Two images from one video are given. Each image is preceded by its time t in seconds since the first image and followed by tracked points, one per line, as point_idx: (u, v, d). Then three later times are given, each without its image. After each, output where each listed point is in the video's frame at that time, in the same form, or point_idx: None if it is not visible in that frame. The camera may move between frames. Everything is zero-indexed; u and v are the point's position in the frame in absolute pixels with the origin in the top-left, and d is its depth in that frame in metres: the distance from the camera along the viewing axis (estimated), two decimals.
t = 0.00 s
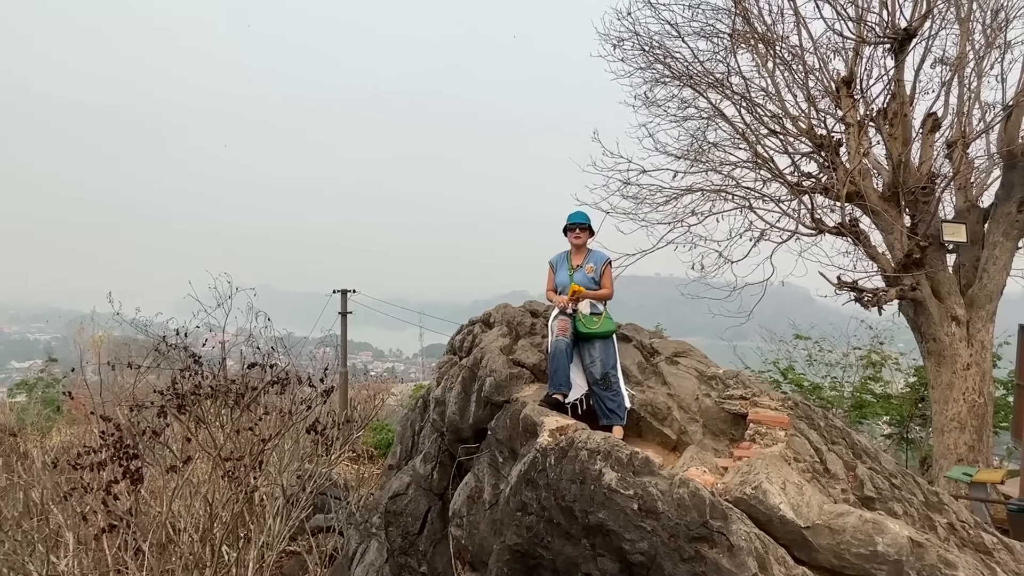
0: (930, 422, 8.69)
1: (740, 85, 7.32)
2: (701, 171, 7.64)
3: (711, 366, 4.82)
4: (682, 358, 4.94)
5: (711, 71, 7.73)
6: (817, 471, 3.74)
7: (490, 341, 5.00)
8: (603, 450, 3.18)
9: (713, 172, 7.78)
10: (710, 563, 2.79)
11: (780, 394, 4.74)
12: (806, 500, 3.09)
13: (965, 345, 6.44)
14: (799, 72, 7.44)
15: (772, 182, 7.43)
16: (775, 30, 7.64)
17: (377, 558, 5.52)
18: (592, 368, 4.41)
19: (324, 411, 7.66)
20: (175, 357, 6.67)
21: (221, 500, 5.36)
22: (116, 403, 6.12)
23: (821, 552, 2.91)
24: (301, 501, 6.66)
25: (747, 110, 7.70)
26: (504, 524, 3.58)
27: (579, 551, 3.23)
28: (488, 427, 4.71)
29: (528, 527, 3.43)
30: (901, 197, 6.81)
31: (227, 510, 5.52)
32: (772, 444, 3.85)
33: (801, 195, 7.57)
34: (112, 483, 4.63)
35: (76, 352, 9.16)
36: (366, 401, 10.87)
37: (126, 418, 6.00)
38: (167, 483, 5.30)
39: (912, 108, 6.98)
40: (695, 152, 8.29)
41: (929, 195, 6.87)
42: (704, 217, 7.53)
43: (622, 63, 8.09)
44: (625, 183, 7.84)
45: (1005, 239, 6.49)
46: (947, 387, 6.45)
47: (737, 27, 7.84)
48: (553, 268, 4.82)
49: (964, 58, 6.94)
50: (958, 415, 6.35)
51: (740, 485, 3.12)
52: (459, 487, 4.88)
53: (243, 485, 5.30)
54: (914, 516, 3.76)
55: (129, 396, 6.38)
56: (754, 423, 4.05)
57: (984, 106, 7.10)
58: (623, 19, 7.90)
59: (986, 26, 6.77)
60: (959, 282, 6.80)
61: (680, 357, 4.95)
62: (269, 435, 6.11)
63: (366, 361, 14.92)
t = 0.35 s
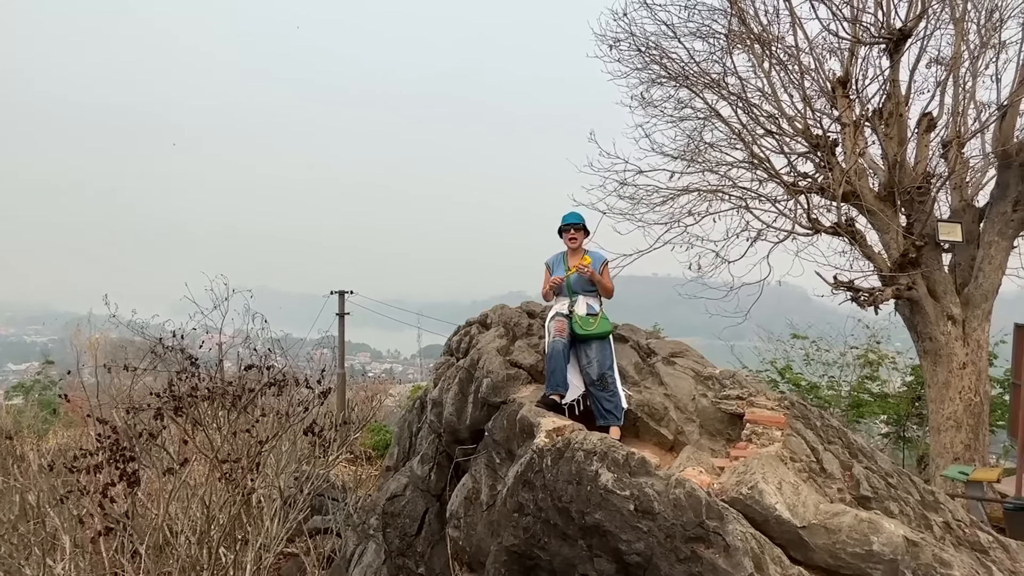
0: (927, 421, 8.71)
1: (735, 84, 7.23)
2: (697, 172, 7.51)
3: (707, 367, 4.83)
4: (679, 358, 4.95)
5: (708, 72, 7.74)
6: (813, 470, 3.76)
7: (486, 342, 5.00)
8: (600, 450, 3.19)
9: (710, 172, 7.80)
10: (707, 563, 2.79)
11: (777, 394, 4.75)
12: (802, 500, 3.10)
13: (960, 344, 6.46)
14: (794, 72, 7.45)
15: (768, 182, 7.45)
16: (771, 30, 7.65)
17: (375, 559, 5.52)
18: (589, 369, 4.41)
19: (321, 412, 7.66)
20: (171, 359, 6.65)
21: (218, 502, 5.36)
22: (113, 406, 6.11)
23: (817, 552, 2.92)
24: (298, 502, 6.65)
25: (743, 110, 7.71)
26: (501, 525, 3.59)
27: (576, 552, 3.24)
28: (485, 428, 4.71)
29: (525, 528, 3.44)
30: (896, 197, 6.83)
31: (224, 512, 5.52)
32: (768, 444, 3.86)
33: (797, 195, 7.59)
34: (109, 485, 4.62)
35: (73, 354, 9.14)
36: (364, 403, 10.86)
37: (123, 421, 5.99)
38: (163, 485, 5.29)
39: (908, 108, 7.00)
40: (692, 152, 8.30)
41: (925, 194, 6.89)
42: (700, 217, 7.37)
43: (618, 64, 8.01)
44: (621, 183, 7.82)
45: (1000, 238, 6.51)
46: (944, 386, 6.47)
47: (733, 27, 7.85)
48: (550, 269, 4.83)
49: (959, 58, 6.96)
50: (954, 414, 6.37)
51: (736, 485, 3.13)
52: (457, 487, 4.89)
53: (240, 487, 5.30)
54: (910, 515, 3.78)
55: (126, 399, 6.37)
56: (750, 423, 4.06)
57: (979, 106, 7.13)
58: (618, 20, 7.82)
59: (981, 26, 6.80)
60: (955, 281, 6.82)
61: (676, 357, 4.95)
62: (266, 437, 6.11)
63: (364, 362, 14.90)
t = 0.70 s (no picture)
0: (926, 420, 8.71)
1: (735, 85, 7.30)
2: (697, 172, 7.59)
3: (707, 367, 4.83)
4: (678, 358, 4.95)
5: (706, 71, 7.74)
6: (813, 470, 3.76)
7: (486, 343, 5.00)
8: (600, 451, 3.19)
9: (709, 172, 7.80)
10: (707, 564, 2.79)
11: (776, 393, 4.75)
12: (802, 500, 3.10)
13: (960, 344, 6.46)
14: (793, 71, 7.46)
15: (767, 182, 7.46)
16: (770, 30, 7.66)
17: (375, 560, 5.47)
18: (588, 369, 4.42)
19: (321, 413, 7.65)
20: (171, 360, 6.65)
21: (218, 503, 5.36)
22: (112, 407, 6.10)
23: (816, 552, 2.92)
24: (298, 503, 6.64)
25: (742, 110, 7.72)
26: (501, 526, 3.58)
27: (576, 552, 3.23)
28: (485, 429, 4.71)
29: (524, 529, 3.43)
30: (895, 196, 6.83)
31: (223, 514, 5.51)
32: (767, 444, 3.85)
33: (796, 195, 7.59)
34: (108, 487, 4.62)
35: (72, 356, 9.13)
36: (363, 403, 10.87)
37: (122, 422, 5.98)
38: (163, 487, 5.29)
39: (906, 107, 7.00)
40: (691, 152, 8.31)
41: (923, 194, 6.89)
42: (700, 217, 7.48)
43: (618, 64, 8.11)
44: (620, 183, 7.84)
45: (999, 237, 6.52)
46: (943, 385, 6.48)
47: (732, 27, 7.85)
48: (550, 270, 4.82)
49: (957, 57, 6.96)
50: (954, 413, 6.38)
51: (736, 485, 3.13)
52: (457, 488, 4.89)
53: (240, 488, 5.30)
54: (910, 515, 3.78)
55: (125, 400, 6.37)
56: (749, 423, 4.06)
57: (977, 105, 7.13)
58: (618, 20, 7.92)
59: (979, 26, 6.80)
60: (954, 280, 6.82)
61: (676, 358, 4.95)
62: (266, 438, 6.11)
63: (364, 362, 14.89)
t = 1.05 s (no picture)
0: (929, 420, 8.70)
1: (736, 84, 7.25)
2: (697, 171, 7.62)
3: (709, 366, 4.83)
4: (680, 358, 4.94)
5: (708, 71, 7.74)
6: (815, 469, 3.75)
7: (487, 342, 5.00)
8: (601, 450, 3.19)
9: (710, 171, 7.80)
10: (708, 563, 2.78)
11: (778, 393, 4.74)
12: (804, 499, 3.09)
13: (963, 343, 6.44)
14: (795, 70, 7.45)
15: (769, 181, 7.45)
16: (772, 29, 7.64)
17: (376, 560, 5.51)
18: (590, 368, 4.41)
19: (322, 412, 7.66)
20: (173, 360, 6.66)
21: (220, 503, 5.36)
22: (114, 407, 6.11)
23: (818, 551, 2.91)
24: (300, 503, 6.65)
25: (744, 109, 7.71)
26: (502, 525, 3.57)
27: (577, 551, 3.22)
28: (486, 428, 4.70)
29: (526, 528, 3.42)
30: (898, 195, 6.82)
31: (225, 513, 5.52)
32: (769, 444, 3.85)
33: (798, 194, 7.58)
34: (110, 486, 4.63)
35: (74, 356, 9.14)
36: (365, 403, 10.87)
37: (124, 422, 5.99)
38: (165, 486, 5.29)
39: (908, 106, 6.98)
40: (692, 151, 8.30)
41: (926, 193, 6.87)
42: (701, 217, 7.54)
43: (618, 63, 8.03)
44: (621, 182, 7.85)
45: (1002, 236, 6.50)
46: (945, 384, 6.46)
47: (733, 26, 7.84)
48: (551, 268, 4.84)
49: (960, 56, 6.95)
50: (956, 413, 6.36)
51: (737, 484, 3.12)
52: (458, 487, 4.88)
53: (241, 487, 5.31)
54: (912, 514, 3.78)
55: (127, 400, 6.38)
56: (751, 422, 4.05)
57: (980, 104, 7.11)
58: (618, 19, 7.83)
59: (982, 24, 6.78)
60: (956, 279, 6.81)
61: (677, 357, 4.95)
62: (268, 437, 6.12)
63: (365, 361, 14.89)
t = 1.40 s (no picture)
0: (936, 420, 8.64)
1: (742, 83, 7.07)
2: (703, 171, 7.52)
3: (714, 365, 4.81)
4: (685, 357, 4.93)
5: (713, 69, 7.71)
6: (821, 469, 3.73)
7: (492, 341, 4.99)
8: (606, 448, 3.17)
9: (716, 171, 7.77)
10: (714, 562, 2.76)
11: (784, 392, 4.72)
12: (810, 498, 3.07)
13: (971, 342, 6.40)
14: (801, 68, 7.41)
15: (775, 180, 7.42)
16: (777, 27, 7.60)
17: (381, 558, 5.49)
18: (594, 367, 4.41)
19: (327, 411, 7.67)
20: (179, 358, 6.68)
21: (225, 500, 5.38)
22: (120, 405, 6.14)
23: (825, 550, 2.89)
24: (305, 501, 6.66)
25: (750, 107, 7.68)
26: (507, 523, 3.56)
27: (582, 550, 3.21)
28: (491, 426, 4.69)
29: (531, 527, 3.41)
30: (905, 194, 6.77)
31: (231, 511, 5.54)
32: (774, 443, 3.83)
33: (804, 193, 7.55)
34: (116, 484, 4.65)
35: (81, 355, 9.19)
36: (369, 402, 10.88)
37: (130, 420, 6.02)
38: (170, 484, 5.31)
39: (916, 104, 6.94)
40: (697, 150, 8.27)
41: (933, 191, 6.83)
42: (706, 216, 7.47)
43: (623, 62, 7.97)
44: (626, 182, 7.77)
45: (1010, 235, 6.46)
46: (953, 385, 6.42)
47: (739, 25, 7.80)
48: (555, 268, 4.84)
49: (967, 54, 6.90)
50: (964, 413, 6.31)
51: (743, 483, 3.10)
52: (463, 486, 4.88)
53: (246, 485, 5.33)
54: (920, 515, 3.75)
55: (133, 398, 6.40)
56: (757, 422, 4.04)
57: (988, 102, 7.06)
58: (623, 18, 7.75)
59: (990, 21, 6.73)
60: (964, 279, 6.76)
61: (683, 356, 4.93)
62: (273, 436, 6.13)
63: (370, 361, 14.92)
